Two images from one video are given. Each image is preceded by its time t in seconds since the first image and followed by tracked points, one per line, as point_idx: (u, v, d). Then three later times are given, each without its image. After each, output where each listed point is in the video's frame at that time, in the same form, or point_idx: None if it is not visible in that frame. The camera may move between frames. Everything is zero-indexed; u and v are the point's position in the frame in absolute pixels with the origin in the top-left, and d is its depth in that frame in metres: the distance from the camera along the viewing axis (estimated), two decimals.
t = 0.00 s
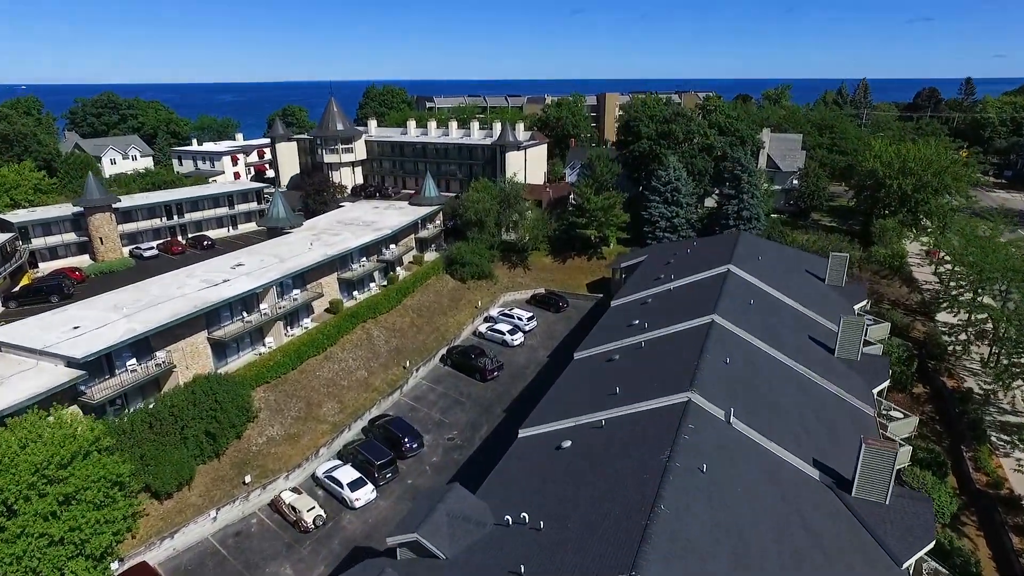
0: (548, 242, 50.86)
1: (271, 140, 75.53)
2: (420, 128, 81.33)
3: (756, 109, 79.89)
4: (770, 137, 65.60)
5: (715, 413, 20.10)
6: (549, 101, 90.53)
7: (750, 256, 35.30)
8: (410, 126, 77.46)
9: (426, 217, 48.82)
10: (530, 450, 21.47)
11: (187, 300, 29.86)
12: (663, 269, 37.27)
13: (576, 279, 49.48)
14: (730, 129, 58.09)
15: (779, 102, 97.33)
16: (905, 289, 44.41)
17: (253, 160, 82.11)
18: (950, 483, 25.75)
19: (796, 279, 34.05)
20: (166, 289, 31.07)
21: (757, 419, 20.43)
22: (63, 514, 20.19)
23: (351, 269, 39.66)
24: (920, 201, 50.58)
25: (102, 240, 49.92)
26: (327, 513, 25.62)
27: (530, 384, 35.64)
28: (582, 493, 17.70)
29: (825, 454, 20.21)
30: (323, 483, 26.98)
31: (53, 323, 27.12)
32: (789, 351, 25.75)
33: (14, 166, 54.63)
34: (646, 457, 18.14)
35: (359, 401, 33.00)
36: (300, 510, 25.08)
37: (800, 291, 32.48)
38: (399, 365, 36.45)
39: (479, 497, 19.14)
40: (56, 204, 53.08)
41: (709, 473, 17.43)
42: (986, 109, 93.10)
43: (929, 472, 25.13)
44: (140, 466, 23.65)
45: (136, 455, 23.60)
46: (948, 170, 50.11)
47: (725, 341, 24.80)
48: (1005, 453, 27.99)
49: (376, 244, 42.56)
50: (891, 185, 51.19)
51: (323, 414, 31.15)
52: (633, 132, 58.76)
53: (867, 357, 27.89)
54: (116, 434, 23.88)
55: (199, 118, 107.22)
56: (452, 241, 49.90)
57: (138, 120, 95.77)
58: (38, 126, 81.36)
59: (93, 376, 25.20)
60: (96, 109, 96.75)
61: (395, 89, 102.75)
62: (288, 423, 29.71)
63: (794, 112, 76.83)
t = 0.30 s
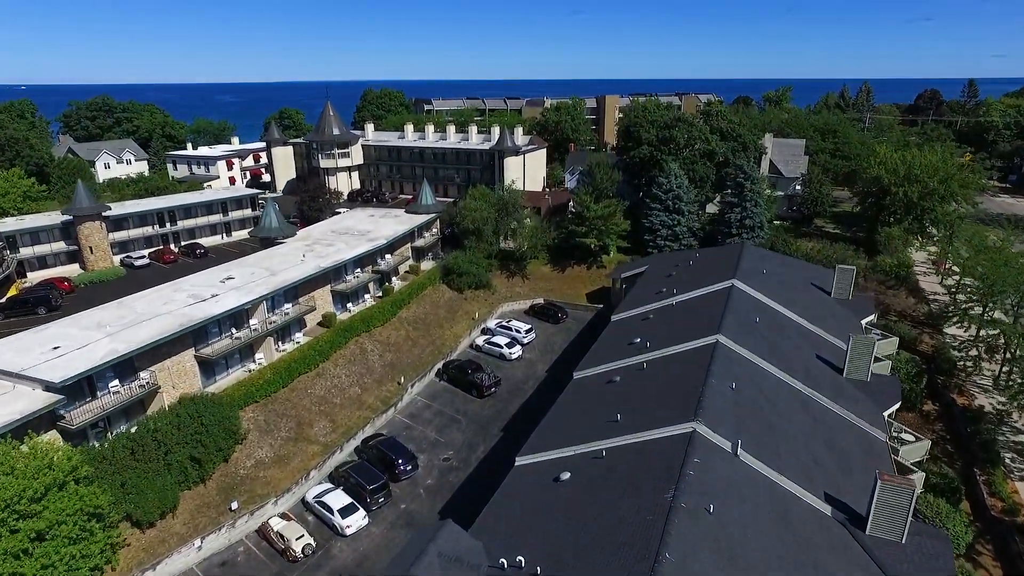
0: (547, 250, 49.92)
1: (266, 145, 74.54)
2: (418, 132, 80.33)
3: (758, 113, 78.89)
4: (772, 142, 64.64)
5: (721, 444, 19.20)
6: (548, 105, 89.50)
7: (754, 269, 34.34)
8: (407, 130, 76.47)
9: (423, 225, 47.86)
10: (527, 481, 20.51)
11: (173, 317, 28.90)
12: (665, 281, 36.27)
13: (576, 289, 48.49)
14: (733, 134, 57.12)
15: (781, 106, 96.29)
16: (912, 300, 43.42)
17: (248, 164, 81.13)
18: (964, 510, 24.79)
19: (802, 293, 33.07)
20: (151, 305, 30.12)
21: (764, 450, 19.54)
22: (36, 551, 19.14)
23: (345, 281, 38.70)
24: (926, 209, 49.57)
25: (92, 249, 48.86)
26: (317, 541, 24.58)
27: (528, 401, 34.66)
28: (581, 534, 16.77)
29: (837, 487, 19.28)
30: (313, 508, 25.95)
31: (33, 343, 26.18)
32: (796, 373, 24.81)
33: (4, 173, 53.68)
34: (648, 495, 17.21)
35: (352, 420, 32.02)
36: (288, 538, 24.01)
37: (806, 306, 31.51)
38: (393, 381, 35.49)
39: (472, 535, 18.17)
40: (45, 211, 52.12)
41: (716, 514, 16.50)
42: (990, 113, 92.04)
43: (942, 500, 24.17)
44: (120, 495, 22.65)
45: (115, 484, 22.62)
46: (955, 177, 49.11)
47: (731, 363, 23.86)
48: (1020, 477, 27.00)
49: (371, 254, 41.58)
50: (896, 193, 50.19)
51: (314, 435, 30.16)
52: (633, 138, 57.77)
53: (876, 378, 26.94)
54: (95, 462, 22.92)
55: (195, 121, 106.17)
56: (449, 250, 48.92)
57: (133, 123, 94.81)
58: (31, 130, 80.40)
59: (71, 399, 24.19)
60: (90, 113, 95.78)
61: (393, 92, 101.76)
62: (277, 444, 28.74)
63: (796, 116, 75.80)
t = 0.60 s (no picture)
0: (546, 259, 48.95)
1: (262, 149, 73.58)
2: (415, 136, 79.36)
3: (759, 117, 77.95)
4: (775, 147, 63.68)
5: (728, 479, 18.23)
6: (547, 108, 88.53)
7: (759, 282, 33.35)
8: (404, 134, 75.49)
9: (419, 233, 46.85)
10: (524, 514, 19.50)
11: (158, 335, 27.92)
12: (667, 294, 35.27)
13: (575, 298, 47.50)
14: (735, 140, 56.15)
15: (782, 109, 95.33)
16: (919, 310, 42.43)
17: (244, 169, 80.16)
18: (982, 539, 23.78)
19: (808, 307, 32.09)
20: (137, 322, 29.15)
21: (774, 483, 18.56)
22: None
23: (339, 293, 37.71)
24: (932, 217, 48.58)
25: (82, 259, 47.85)
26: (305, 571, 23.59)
27: (526, 417, 33.63)
28: None
29: (851, 522, 18.29)
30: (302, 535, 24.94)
31: (11, 364, 25.21)
32: (805, 395, 23.81)
33: None
34: (651, 539, 16.15)
35: (345, 439, 30.99)
36: (275, 568, 22.92)
37: (813, 322, 30.52)
38: (387, 397, 34.47)
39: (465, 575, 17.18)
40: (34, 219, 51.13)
41: (725, 559, 15.46)
42: (994, 116, 90.99)
43: (959, 530, 23.15)
44: (99, 526, 21.66)
45: (92, 515, 21.64)
46: (962, 185, 48.13)
47: (737, 387, 22.88)
48: None
49: (365, 265, 40.60)
50: (902, 200, 49.19)
51: (305, 455, 29.18)
52: (634, 144, 56.76)
53: (887, 399, 25.94)
54: (72, 491, 21.94)
55: (191, 124, 105.14)
56: (446, 259, 47.94)
57: (128, 127, 93.86)
58: (24, 134, 79.44)
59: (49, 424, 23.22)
60: (84, 116, 94.84)
61: (391, 95, 100.79)
62: (266, 467, 27.76)
63: (799, 120, 74.82)
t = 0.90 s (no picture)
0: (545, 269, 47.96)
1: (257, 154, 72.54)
2: (413, 140, 78.33)
3: (761, 121, 76.94)
4: (777, 153, 62.67)
5: (737, 519, 17.24)
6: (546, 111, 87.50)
7: (764, 297, 32.32)
8: (402, 138, 74.49)
9: (415, 243, 45.85)
10: (522, 553, 18.43)
11: (141, 354, 26.90)
12: (669, 308, 34.24)
13: (574, 309, 46.52)
14: (737, 146, 55.12)
15: (783, 113, 94.36)
16: (927, 323, 41.44)
17: (239, 173, 79.11)
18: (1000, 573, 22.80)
19: (815, 323, 31.07)
20: (120, 340, 28.12)
21: (785, 523, 17.57)
22: None
23: (331, 306, 36.69)
24: (939, 226, 47.56)
25: (70, 268, 46.80)
26: None
27: (523, 436, 32.61)
28: None
29: (867, 564, 17.29)
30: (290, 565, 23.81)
31: None
32: (815, 422, 22.80)
33: None
34: None
35: (336, 461, 29.97)
36: None
37: (821, 339, 29.50)
38: (381, 415, 33.48)
39: None
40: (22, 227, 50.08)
41: None
42: (998, 119, 89.96)
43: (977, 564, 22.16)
44: (74, 561, 20.54)
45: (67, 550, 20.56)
46: (970, 193, 47.10)
47: (745, 414, 21.88)
48: None
49: (360, 277, 39.58)
50: (909, 208, 48.14)
51: (295, 479, 28.17)
52: (634, 150, 55.78)
53: (900, 423, 24.92)
54: (47, 525, 20.90)
55: (187, 127, 104.04)
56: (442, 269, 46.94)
57: (122, 130, 92.75)
58: (16, 137, 78.29)
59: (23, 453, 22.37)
60: (78, 119, 93.69)
61: (388, 98, 99.75)
62: (254, 492, 26.75)
63: (801, 124, 73.78)
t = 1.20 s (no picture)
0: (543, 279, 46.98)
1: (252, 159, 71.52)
2: (410, 145, 77.32)
3: (763, 125, 75.92)
4: (780, 158, 61.67)
5: (748, 563, 16.21)
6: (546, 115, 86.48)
7: (769, 313, 31.31)
8: (399, 143, 73.49)
9: (411, 252, 44.82)
10: None
11: (123, 377, 25.88)
12: (670, 324, 33.25)
13: (573, 320, 45.54)
14: (740, 152, 54.10)
15: (785, 116, 93.39)
16: (935, 335, 40.46)
17: (234, 178, 78.04)
18: None
19: (823, 340, 30.06)
20: (103, 362, 27.10)
21: (798, 567, 16.54)
22: None
23: (324, 321, 35.68)
24: (947, 235, 46.50)
25: (58, 279, 45.74)
26: None
27: (522, 456, 31.57)
28: None
29: None
30: None
31: None
32: (825, 450, 21.77)
33: None
34: None
35: (327, 484, 28.96)
36: None
37: (828, 358, 28.51)
38: (375, 434, 32.47)
39: None
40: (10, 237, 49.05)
41: None
42: (1003, 122, 88.85)
43: None
44: None
45: None
46: (978, 201, 46.08)
47: (753, 444, 20.87)
48: None
49: (353, 290, 38.57)
50: (915, 217, 47.08)
51: (284, 504, 27.16)
52: (635, 156, 54.76)
53: (913, 450, 23.92)
54: (20, 562, 19.90)
55: (182, 130, 102.90)
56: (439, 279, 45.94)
57: (116, 134, 91.74)
58: (8, 142, 77.26)
59: None
60: (72, 123, 92.68)
61: (386, 100, 98.70)
62: (240, 519, 25.75)
63: (804, 128, 72.76)
